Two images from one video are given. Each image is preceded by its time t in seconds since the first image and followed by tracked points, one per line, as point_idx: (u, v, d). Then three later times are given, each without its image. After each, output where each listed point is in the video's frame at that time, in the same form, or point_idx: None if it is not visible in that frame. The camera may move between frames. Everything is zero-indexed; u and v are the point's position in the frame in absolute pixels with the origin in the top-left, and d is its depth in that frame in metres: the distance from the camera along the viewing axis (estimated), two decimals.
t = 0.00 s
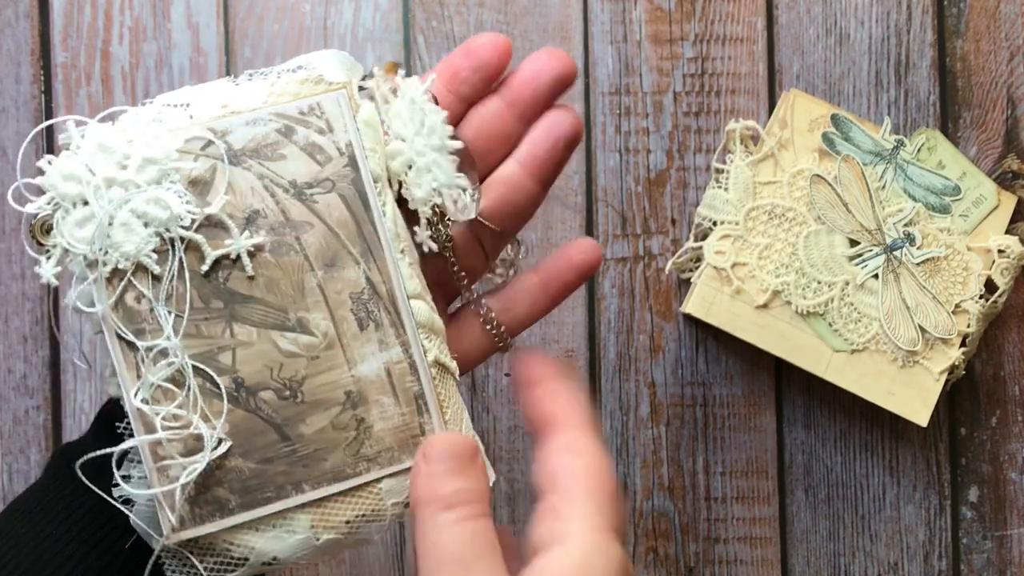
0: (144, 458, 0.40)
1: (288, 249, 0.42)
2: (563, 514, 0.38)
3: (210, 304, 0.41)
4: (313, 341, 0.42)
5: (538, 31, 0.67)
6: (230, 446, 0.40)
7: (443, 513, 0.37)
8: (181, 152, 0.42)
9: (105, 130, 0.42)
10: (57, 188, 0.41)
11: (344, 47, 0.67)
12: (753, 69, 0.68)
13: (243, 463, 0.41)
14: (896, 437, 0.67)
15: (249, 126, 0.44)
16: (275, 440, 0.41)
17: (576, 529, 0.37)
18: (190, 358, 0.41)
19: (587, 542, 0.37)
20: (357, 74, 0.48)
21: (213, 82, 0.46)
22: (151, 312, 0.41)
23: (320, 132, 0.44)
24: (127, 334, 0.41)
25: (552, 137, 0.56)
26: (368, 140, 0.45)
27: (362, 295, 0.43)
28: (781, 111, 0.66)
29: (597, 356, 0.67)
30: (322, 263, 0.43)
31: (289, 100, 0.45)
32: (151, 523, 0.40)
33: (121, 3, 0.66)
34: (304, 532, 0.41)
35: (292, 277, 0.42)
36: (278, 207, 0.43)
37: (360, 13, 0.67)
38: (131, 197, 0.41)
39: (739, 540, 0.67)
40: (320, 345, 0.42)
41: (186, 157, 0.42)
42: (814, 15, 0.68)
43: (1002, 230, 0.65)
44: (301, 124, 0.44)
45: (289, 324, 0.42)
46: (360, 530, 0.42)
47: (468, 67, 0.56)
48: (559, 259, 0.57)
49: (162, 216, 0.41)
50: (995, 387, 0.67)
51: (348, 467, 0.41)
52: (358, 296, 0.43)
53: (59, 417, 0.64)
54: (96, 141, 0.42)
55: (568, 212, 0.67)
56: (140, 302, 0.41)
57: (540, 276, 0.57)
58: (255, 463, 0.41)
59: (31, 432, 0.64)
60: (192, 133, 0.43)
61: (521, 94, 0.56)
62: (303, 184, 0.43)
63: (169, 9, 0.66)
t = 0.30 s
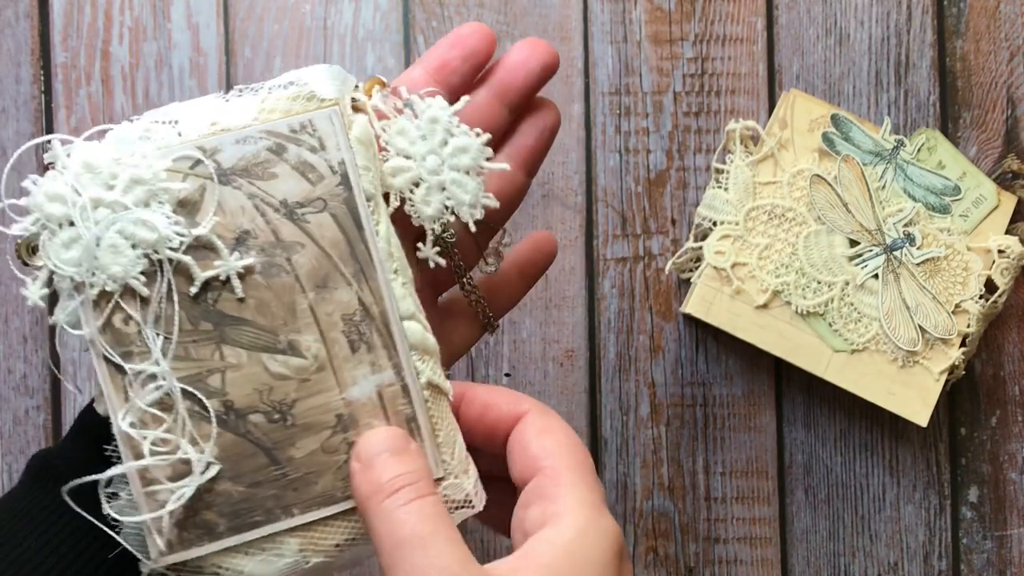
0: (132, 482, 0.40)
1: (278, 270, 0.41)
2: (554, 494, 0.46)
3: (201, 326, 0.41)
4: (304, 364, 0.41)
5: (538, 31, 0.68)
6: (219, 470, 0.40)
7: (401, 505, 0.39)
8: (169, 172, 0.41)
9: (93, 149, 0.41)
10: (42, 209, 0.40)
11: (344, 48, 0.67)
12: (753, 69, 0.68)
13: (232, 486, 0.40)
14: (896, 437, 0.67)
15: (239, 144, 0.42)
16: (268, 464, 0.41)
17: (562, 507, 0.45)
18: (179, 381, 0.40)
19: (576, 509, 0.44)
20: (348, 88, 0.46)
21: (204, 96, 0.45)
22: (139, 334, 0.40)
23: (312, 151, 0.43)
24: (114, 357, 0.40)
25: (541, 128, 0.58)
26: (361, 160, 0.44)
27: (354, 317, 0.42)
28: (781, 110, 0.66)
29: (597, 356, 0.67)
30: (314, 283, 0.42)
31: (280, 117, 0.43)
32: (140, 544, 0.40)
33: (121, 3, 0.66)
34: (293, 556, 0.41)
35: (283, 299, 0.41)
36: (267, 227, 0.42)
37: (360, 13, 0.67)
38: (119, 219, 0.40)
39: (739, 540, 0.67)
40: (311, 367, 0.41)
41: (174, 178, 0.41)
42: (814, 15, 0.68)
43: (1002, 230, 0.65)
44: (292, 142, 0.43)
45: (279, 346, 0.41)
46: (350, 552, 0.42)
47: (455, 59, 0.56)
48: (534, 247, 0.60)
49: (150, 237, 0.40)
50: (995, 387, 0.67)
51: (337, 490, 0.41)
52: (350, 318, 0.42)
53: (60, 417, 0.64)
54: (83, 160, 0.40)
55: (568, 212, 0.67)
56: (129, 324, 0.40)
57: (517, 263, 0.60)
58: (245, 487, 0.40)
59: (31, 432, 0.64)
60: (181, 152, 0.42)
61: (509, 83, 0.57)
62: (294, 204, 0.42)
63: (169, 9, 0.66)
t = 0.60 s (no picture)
0: (120, 489, 0.37)
1: (264, 265, 0.39)
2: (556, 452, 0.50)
3: (186, 325, 0.38)
4: (292, 362, 0.39)
5: (538, 31, 0.68)
6: (209, 474, 0.38)
7: (418, 491, 0.37)
8: (146, 166, 0.39)
9: (66, 144, 0.39)
10: (17, 208, 0.38)
11: (344, 48, 0.67)
12: (753, 69, 0.68)
13: (223, 491, 0.38)
14: (896, 437, 0.67)
15: (218, 135, 0.40)
16: (256, 467, 0.38)
17: (570, 471, 0.48)
18: (165, 383, 0.38)
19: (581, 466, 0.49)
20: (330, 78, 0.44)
21: (180, 89, 0.43)
22: (120, 336, 0.38)
23: (294, 140, 0.40)
24: (95, 360, 0.38)
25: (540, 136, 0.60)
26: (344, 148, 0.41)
27: (343, 311, 0.40)
28: (781, 111, 0.66)
29: (597, 356, 0.67)
30: (301, 279, 0.39)
31: (259, 106, 0.41)
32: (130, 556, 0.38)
33: (121, 3, 0.66)
34: (287, 563, 0.38)
35: (269, 294, 0.39)
36: (251, 220, 0.39)
37: (360, 13, 0.67)
38: (95, 216, 0.37)
39: (739, 540, 0.67)
40: (300, 364, 0.39)
41: (150, 172, 0.39)
42: (814, 15, 0.68)
43: (1002, 230, 0.65)
44: (272, 132, 0.40)
45: (266, 344, 0.39)
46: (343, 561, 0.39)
47: (456, 58, 0.55)
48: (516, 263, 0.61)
49: (128, 234, 0.37)
50: (995, 387, 0.67)
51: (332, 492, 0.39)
52: (339, 312, 0.39)
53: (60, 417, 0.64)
54: (56, 156, 0.38)
55: (568, 212, 0.67)
56: (110, 326, 0.38)
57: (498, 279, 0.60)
58: (235, 491, 0.38)
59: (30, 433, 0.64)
60: (159, 146, 0.39)
61: (512, 87, 0.57)
62: (277, 195, 0.40)
63: (169, 9, 0.66)
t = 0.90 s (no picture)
0: (99, 502, 0.38)
1: (257, 289, 0.38)
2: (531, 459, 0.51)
3: (172, 344, 0.38)
4: (278, 390, 0.38)
5: (538, 31, 0.68)
6: (186, 493, 0.38)
7: (406, 514, 0.37)
8: (145, 180, 0.38)
9: (66, 151, 0.39)
10: (13, 213, 0.38)
11: (344, 48, 0.67)
12: (753, 69, 0.68)
13: (198, 510, 0.38)
14: (896, 437, 0.67)
15: (222, 151, 0.39)
16: (235, 490, 0.38)
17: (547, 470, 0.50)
18: (147, 401, 0.38)
19: (555, 471, 0.49)
20: (352, 97, 0.42)
21: (191, 96, 0.42)
22: (109, 348, 0.38)
23: (298, 163, 0.39)
24: (83, 371, 0.38)
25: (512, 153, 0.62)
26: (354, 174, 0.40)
27: (335, 343, 0.39)
28: (781, 111, 0.66)
29: (597, 356, 0.67)
30: (294, 306, 0.38)
31: (267, 125, 0.40)
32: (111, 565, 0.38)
33: (121, 3, 0.66)
34: None
35: (260, 319, 0.38)
36: (247, 242, 0.38)
37: (360, 13, 0.67)
38: (87, 228, 0.37)
39: (739, 540, 0.67)
40: (287, 393, 0.38)
41: (149, 186, 0.38)
42: (814, 15, 0.68)
43: (1002, 230, 0.65)
44: (278, 152, 0.39)
45: (254, 370, 0.38)
46: None
47: (452, 81, 0.55)
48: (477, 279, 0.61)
49: (121, 249, 0.37)
50: (995, 387, 0.67)
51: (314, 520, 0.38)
52: (331, 344, 0.39)
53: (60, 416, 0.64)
54: (54, 163, 0.38)
55: (568, 212, 0.67)
56: (99, 337, 0.38)
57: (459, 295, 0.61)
58: (212, 513, 0.38)
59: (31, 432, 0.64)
60: (160, 158, 0.39)
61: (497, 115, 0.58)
62: (276, 219, 0.39)
63: (169, 9, 0.66)
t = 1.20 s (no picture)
0: (88, 485, 0.36)
1: (286, 281, 0.37)
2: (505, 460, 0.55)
3: (193, 328, 0.37)
4: (293, 386, 0.37)
5: (538, 31, 0.67)
6: (184, 485, 0.37)
7: (413, 520, 0.38)
8: (191, 158, 0.37)
9: (109, 119, 0.37)
10: (48, 172, 0.37)
11: (344, 48, 0.67)
12: (753, 69, 0.68)
13: (194, 504, 0.37)
14: (896, 437, 0.67)
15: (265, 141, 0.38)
16: (234, 486, 0.37)
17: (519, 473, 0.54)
18: (158, 383, 0.37)
19: (525, 474, 0.54)
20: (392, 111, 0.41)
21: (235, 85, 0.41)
22: (126, 325, 0.36)
23: (340, 165, 0.38)
24: (95, 346, 0.36)
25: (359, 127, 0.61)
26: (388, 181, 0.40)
27: (354, 345, 0.38)
28: (781, 111, 0.66)
29: (597, 356, 0.67)
30: (319, 303, 0.38)
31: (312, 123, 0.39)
32: (87, 554, 0.36)
33: (121, 3, 0.66)
34: None
35: (284, 313, 0.37)
36: (281, 235, 0.37)
37: (360, 13, 0.67)
38: (123, 197, 0.36)
39: (739, 541, 0.67)
40: (299, 390, 0.37)
41: (193, 164, 0.37)
42: (814, 15, 0.68)
43: (1002, 230, 0.65)
44: (320, 151, 0.38)
45: (270, 363, 0.37)
46: None
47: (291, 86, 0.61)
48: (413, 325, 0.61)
49: (156, 223, 0.36)
50: (995, 387, 0.67)
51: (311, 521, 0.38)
52: (349, 346, 0.38)
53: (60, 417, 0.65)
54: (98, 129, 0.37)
55: (568, 212, 0.67)
56: (116, 312, 0.36)
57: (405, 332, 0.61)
58: (208, 508, 0.37)
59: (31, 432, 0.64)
60: (201, 138, 0.37)
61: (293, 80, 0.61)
62: (312, 216, 0.38)
63: (169, 9, 0.66)
